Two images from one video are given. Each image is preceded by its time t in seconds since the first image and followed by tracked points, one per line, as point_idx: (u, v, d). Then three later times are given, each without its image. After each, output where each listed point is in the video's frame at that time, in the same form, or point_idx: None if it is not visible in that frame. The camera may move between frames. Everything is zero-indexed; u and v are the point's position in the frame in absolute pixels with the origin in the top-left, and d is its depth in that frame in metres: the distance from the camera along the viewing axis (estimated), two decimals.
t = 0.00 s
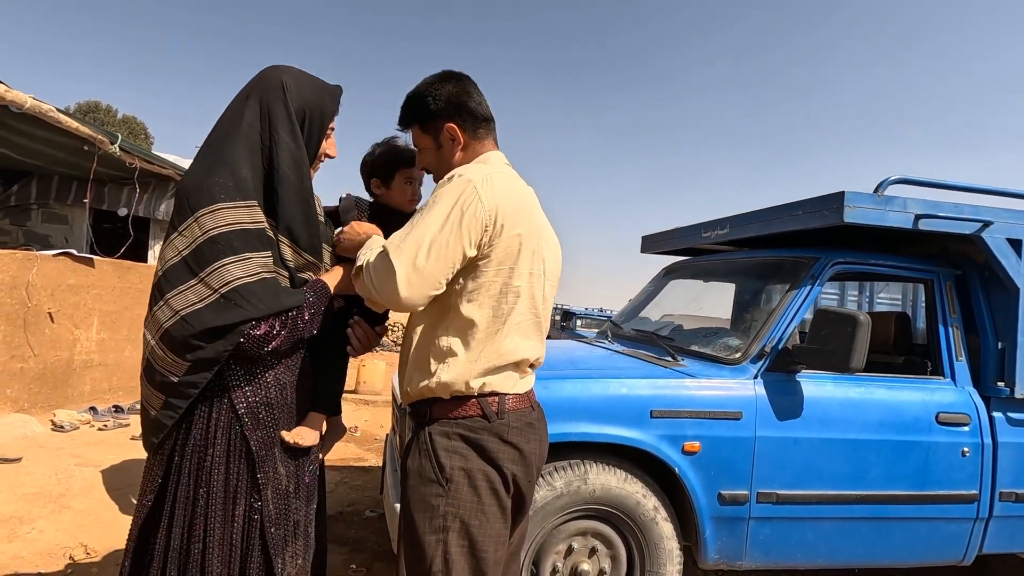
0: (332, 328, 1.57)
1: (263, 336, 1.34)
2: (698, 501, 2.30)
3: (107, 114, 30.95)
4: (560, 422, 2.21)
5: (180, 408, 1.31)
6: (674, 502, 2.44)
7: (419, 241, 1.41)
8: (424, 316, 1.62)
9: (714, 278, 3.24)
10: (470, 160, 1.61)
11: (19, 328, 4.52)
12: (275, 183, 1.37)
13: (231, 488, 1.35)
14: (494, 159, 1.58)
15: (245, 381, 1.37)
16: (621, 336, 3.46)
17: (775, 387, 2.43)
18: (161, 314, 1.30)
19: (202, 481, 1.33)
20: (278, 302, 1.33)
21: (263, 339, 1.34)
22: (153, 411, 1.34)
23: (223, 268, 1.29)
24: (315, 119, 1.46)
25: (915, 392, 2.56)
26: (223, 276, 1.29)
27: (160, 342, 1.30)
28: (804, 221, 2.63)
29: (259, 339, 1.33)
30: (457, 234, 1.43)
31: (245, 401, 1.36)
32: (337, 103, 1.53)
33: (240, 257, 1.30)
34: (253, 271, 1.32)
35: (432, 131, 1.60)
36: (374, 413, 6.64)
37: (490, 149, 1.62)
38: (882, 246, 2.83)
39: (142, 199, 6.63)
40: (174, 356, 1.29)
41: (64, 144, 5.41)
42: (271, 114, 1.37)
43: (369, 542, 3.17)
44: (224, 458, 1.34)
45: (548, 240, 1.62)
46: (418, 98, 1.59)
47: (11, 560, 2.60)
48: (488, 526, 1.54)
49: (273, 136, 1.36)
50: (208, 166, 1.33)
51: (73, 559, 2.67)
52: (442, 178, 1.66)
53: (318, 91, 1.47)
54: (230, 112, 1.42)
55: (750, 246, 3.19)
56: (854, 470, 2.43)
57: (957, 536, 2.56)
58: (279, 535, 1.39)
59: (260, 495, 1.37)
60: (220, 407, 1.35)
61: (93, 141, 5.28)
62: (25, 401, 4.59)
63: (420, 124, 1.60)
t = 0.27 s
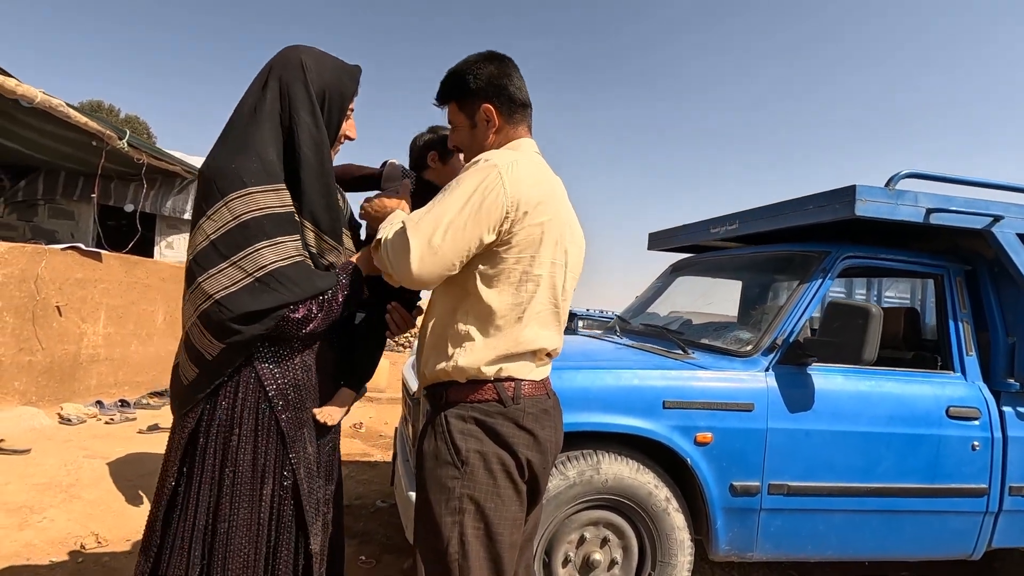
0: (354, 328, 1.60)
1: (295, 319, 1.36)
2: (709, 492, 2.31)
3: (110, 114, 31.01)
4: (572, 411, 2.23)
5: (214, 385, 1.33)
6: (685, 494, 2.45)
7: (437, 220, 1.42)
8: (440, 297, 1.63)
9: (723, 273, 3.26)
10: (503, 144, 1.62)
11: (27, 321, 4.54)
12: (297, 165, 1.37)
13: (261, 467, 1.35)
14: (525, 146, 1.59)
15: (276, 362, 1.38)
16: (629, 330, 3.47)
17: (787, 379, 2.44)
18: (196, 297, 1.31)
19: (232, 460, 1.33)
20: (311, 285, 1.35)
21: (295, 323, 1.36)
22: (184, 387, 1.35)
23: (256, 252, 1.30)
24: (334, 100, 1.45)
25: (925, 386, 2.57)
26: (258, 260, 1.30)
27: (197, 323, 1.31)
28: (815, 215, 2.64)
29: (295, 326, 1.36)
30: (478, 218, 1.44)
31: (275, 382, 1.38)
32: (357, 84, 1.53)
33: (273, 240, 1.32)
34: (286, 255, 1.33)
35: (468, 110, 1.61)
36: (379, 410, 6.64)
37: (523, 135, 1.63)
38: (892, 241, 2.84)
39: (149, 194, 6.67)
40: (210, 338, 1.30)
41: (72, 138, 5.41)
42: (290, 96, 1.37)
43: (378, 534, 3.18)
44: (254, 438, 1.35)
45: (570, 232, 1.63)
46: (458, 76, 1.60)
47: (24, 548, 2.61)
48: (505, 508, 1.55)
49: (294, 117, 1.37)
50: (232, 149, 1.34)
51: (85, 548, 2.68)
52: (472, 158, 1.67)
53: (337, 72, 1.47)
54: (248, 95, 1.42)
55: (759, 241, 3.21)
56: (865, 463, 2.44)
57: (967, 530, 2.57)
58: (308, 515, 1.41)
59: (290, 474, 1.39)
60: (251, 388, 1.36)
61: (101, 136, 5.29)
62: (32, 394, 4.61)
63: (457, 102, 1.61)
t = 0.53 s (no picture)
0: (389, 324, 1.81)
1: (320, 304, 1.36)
2: (724, 486, 2.30)
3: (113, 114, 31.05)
4: (587, 403, 2.22)
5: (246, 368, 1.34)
6: (699, 488, 2.44)
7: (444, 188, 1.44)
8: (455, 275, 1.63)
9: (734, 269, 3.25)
10: (535, 128, 1.60)
11: (35, 316, 4.53)
12: (320, 143, 1.36)
13: (285, 453, 1.34)
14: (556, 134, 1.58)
15: (304, 344, 1.38)
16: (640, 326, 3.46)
17: (802, 373, 2.43)
18: (230, 278, 1.31)
19: (256, 445, 1.33)
20: (343, 266, 1.35)
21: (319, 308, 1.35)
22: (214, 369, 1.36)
23: (289, 232, 1.29)
24: (353, 76, 1.44)
25: (940, 381, 2.55)
26: (290, 240, 1.30)
27: (232, 301, 1.32)
28: (830, 209, 2.62)
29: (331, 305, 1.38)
30: (490, 195, 1.44)
31: (301, 365, 1.37)
32: (375, 60, 1.51)
33: (305, 220, 1.31)
34: (318, 234, 1.33)
35: (507, 88, 1.60)
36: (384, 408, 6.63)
37: (557, 123, 1.61)
38: (907, 237, 2.83)
39: (156, 191, 6.71)
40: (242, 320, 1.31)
41: (79, 134, 5.41)
42: (311, 74, 1.36)
43: (388, 530, 3.17)
44: (280, 422, 1.34)
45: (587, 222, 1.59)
46: (505, 51, 1.60)
47: (35, 540, 2.60)
48: (525, 494, 1.54)
49: (312, 94, 1.36)
50: (254, 128, 1.34)
51: (95, 540, 2.67)
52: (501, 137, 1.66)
53: (354, 48, 1.46)
54: (268, 74, 1.41)
55: (770, 237, 3.20)
56: (880, 458, 2.42)
57: (983, 526, 2.55)
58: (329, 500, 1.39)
59: (313, 461, 1.37)
60: (276, 372, 1.35)
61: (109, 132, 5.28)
62: (39, 389, 4.61)
63: (499, 78, 1.61)
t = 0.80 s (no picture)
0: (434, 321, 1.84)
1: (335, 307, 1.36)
2: (737, 492, 2.29)
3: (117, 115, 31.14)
4: (601, 407, 2.21)
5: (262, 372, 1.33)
6: (711, 493, 2.44)
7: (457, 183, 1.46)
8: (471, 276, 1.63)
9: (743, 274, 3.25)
10: (554, 135, 1.59)
11: (44, 317, 4.54)
12: (330, 139, 1.37)
13: (305, 460, 1.34)
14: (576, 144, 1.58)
15: (322, 348, 1.38)
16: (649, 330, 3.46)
17: (814, 379, 2.42)
18: (248, 281, 1.31)
19: (276, 453, 1.33)
20: (361, 264, 1.35)
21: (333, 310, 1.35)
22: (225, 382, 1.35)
23: (305, 227, 1.29)
24: (358, 73, 1.45)
25: (952, 387, 2.55)
26: (306, 236, 1.30)
27: (247, 307, 1.30)
28: (842, 214, 2.62)
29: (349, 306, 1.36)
30: (502, 195, 1.45)
31: (319, 370, 1.37)
32: (379, 58, 1.53)
33: (319, 214, 1.31)
34: (333, 228, 1.33)
35: (536, 89, 1.60)
36: (389, 410, 6.63)
37: (577, 133, 1.61)
38: (918, 242, 2.83)
39: (163, 193, 6.71)
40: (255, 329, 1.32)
41: (88, 136, 5.43)
42: (318, 70, 1.38)
43: (397, 533, 3.17)
44: (299, 427, 1.35)
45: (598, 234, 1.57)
46: (540, 52, 1.59)
47: (47, 543, 2.60)
48: (539, 498, 1.54)
49: (319, 92, 1.37)
50: (265, 129, 1.35)
51: (106, 543, 2.67)
52: (520, 136, 1.65)
53: (360, 46, 1.47)
54: (275, 73, 1.42)
55: (780, 242, 3.21)
56: (892, 464, 2.42)
57: (996, 532, 2.55)
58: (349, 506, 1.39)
59: (332, 468, 1.37)
60: (295, 378, 1.35)
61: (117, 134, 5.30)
62: (48, 390, 4.62)
63: (529, 78, 1.60)
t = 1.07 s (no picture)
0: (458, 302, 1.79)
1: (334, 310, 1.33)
2: (743, 498, 2.28)
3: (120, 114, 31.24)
4: (607, 413, 2.21)
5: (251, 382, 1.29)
6: (718, 499, 2.43)
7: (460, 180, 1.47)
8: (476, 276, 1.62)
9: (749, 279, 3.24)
10: (561, 144, 1.58)
11: (48, 318, 4.55)
12: (325, 136, 1.37)
13: (310, 468, 1.34)
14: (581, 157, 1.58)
15: (322, 354, 1.37)
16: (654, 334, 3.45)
17: (821, 385, 2.41)
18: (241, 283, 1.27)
19: (280, 462, 1.31)
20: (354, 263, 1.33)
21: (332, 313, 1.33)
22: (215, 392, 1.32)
23: (296, 221, 1.26)
24: (350, 73, 1.46)
25: (960, 393, 2.54)
26: (298, 230, 1.26)
27: (239, 312, 1.27)
28: (849, 219, 2.62)
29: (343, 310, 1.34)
30: (503, 197, 1.45)
31: (321, 376, 1.36)
32: (371, 61, 1.54)
33: (312, 206, 1.28)
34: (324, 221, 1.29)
35: (553, 95, 1.55)
36: (392, 412, 6.63)
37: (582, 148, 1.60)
38: (925, 247, 2.82)
39: (167, 194, 6.73)
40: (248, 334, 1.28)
41: (93, 137, 5.44)
42: (310, 67, 1.37)
43: (401, 536, 3.16)
44: (302, 434, 1.34)
45: (596, 243, 1.57)
46: (566, 57, 1.53)
47: (51, 546, 2.59)
48: (547, 502, 1.54)
49: (311, 88, 1.36)
50: (259, 128, 1.33)
51: (111, 546, 2.66)
52: (527, 134, 1.60)
53: (351, 48, 1.48)
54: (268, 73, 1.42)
55: (786, 246, 3.20)
56: (900, 471, 2.41)
57: (1004, 540, 2.53)
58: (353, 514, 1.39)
59: (337, 475, 1.37)
60: (297, 384, 1.34)
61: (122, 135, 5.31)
62: (52, 391, 4.62)
63: (549, 82, 1.55)
